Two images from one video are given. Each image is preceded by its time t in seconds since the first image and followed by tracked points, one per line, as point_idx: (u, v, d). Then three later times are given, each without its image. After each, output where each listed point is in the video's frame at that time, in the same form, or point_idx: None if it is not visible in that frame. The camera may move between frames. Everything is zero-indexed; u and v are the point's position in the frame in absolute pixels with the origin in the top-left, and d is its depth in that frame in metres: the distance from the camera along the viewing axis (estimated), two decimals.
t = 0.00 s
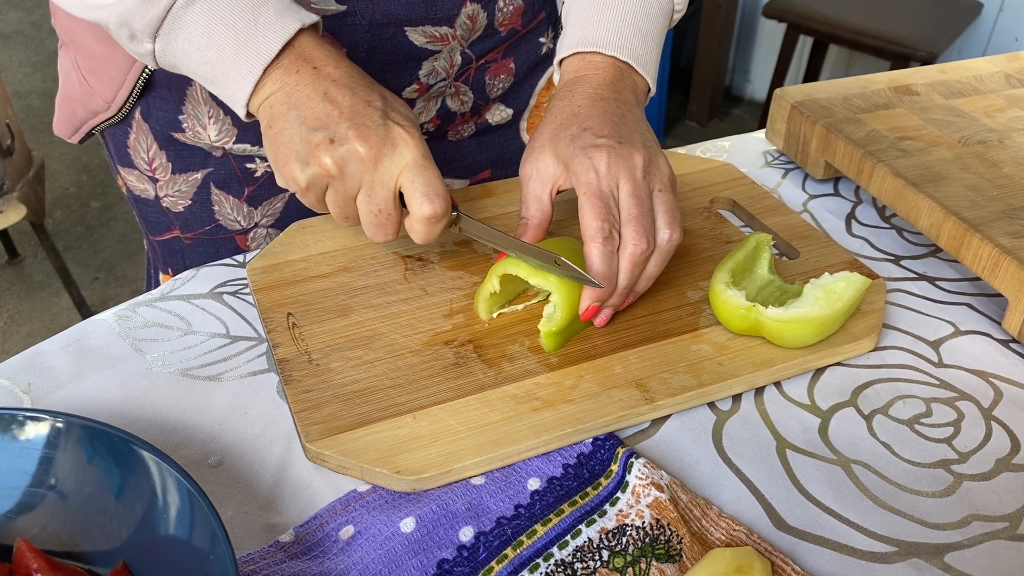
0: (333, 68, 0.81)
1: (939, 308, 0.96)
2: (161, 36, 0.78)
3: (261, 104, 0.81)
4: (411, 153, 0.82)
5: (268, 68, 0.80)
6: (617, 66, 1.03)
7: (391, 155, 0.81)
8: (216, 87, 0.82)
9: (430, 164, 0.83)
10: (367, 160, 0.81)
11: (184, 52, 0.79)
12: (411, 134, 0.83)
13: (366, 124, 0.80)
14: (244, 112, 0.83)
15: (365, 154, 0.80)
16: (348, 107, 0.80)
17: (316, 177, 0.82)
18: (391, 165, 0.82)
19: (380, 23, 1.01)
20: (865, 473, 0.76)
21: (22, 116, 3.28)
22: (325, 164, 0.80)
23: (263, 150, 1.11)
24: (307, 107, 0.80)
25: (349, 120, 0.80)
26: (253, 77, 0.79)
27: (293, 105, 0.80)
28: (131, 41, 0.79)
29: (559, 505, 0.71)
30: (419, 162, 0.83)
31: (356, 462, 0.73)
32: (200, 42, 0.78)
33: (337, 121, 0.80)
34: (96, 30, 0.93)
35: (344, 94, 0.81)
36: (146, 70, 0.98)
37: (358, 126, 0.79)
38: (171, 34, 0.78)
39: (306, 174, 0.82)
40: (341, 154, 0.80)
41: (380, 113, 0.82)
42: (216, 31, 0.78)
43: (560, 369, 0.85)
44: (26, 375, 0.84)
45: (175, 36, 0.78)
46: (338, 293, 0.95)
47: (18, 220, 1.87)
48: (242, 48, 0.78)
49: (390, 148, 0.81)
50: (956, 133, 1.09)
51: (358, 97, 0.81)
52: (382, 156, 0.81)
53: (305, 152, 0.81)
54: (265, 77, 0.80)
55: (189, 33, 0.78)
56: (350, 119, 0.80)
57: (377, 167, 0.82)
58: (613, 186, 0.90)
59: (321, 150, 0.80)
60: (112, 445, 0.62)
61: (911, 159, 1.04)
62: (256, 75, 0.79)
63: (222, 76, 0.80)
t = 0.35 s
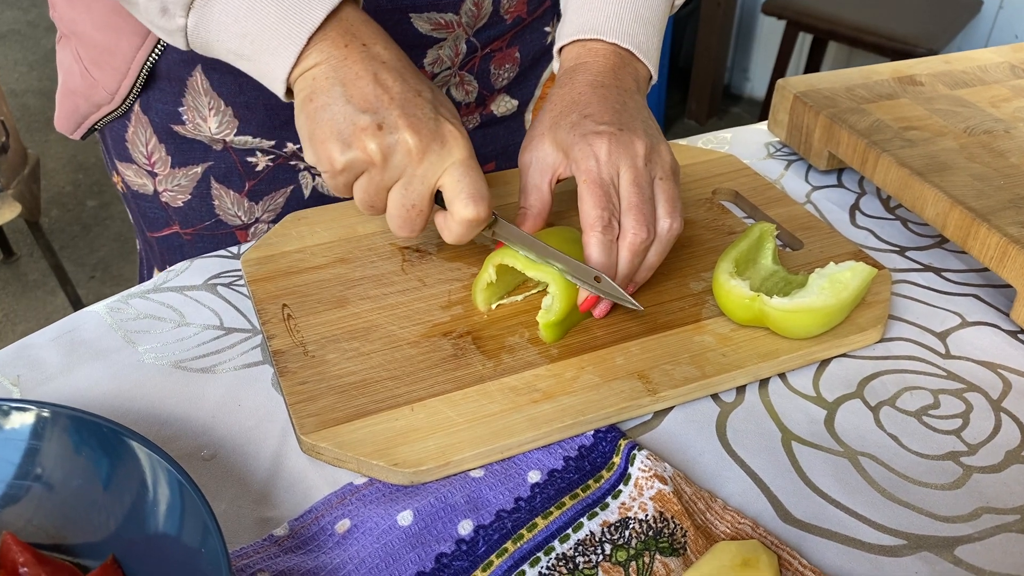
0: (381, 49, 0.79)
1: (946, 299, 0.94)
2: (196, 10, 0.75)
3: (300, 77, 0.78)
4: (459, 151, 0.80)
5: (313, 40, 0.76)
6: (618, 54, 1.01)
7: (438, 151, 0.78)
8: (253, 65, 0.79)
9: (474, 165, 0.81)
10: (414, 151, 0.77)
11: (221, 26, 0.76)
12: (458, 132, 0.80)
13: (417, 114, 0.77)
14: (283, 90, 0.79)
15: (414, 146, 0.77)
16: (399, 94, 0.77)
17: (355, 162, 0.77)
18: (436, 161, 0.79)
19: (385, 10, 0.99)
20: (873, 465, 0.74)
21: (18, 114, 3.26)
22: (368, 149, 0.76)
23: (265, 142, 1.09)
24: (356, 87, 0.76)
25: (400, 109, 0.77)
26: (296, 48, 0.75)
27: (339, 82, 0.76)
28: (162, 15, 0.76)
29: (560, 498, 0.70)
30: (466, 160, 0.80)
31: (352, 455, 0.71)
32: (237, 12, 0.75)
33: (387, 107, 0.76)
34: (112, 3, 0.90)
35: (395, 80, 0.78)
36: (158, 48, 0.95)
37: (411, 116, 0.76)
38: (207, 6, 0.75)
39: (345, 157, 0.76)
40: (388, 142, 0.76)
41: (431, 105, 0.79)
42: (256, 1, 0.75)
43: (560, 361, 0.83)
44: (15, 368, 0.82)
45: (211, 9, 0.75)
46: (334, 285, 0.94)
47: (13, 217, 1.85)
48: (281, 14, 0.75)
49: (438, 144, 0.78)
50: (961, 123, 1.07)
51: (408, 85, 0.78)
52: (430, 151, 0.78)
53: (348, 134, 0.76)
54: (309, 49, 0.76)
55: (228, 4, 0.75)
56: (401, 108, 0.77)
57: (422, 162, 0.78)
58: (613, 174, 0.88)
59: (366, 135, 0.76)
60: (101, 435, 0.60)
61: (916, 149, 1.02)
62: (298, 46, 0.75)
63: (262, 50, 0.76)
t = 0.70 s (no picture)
0: (372, 21, 0.77)
1: (953, 287, 0.93)
2: None
3: (289, 47, 0.76)
4: (449, 127, 0.78)
5: (302, 9, 0.74)
6: (621, 43, 0.99)
7: (429, 129, 0.77)
8: (241, 36, 0.77)
9: (464, 143, 0.79)
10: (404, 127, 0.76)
11: None
12: (450, 109, 0.79)
13: (406, 89, 0.76)
14: (272, 62, 0.77)
15: (404, 123, 0.75)
16: (390, 69, 0.75)
17: (344, 138, 0.76)
18: (426, 139, 0.77)
19: None
20: (882, 453, 0.73)
21: (13, 113, 3.25)
22: (356, 124, 0.74)
23: (268, 135, 1.07)
24: (346, 59, 0.74)
25: (391, 83, 0.75)
26: (284, 19, 0.74)
27: (330, 53, 0.74)
28: None
29: (565, 487, 0.69)
30: (456, 138, 0.78)
31: (353, 444, 0.70)
32: None
33: (377, 80, 0.74)
34: None
35: (386, 54, 0.76)
36: (161, 31, 0.93)
37: (402, 92, 0.75)
38: None
39: (334, 131, 0.75)
40: (379, 118, 0.75)
41: (423, 81, 0.77)
42: None
43: (563, 350, 0.82)
44: (10, 358, 0.81)
45: None
46: (333, 275, 0.92)
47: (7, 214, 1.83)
48: None
49: (429, 121, 0.77)
50: (967, 112, 1.06)
51: (399, 60, 0.77)
52: (420, 128, 0.76)
53: (338, 107, 0.74)
54: (298, 19, 0.74)
55: None
56: (392, 83, 0.75)
57: (412, 139, 0.77)
58: (617, 162, 0.87)
59: (356, 109, 0.74)
60: (97, 424, 0.59)
61: (921, 138, 1.01)
62: (287, 16, 0.73)
63: (248, 22, 0.75)
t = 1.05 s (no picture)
0: (365, 22, 0.77)
1: (957, 286, 0.93)
2: None
3: (282, 50, 0.76)
4: (444, 130, 0.77)
5: (294, 10, 0.74)
6: (624, 44, 0.99)
7: (424, 130, 0.76)
8: (233, 35, 0.77)
9: (460, 146, 0.79)
10: (396, 129, 0.75)
11: None
12: (445, 111, 0.78)
13: (399, 92, 0.75)
14: (264, 64, 0.77)
15: (399, 125, 0.75)
16: (383, 71, 0.76)
17: (339, 140, 0.76)
18: (422, 140, 0.77)
19: None
20: (889, 451, 0.73)
21: (10, 116, 3.24)
22: (351, 126, 0.74)
23: (274, 137, 1.07)
24: (339, 62, 0.74)
25: (384, 86, 0.75)
26: (277, 19, 0.74)
27: (323, 56, 0.74)
28: None
29: (572, 486, 0.68)
30: (451, 140, 0.78)
31: (360, 444, 0.70)
32: None
33: (371, 83, 0.74)
34: None
35: (380, 56, 0.76)
36: (165, 33, 0.93)
37: (395, 93, 0.74)
38: None
39: (329, 134, 0.75)
40: (373, 120, 0.75)
41: (417, 82, 0.77)
42: None
43: (569, 349, 0.82)
44: (13, 359, 0.80)
45: None
46: (338, 274, 0.92)
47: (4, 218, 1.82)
48: None
49: (424, 123, 0.76)
50: (969, 111, 1.06)
51: (393, 61, 0.77)
52: (415, 129, 0.76)
53: (333, 110, 0.74)
54: (291, 20, 0.74)
55: None
56: (386, 84, 0.75)
57: (407, 140, 0.76)
58: (621, 160, 0.87)
59: (351, 112, 0.74)
60: (105, 425, 0.58)
61: (924, 137, 1.02)
62: (279, 16, 0.73)
63: (240, 23, 0.75)
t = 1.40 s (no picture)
0: (380, 90, 0.81)
1: (957, 282, 0.95)
2: (201, 34, 0.74)
3: (300, 115, 0.79)
4: (452, 193, 0.85)
5: (315, 79, 0.77)
6: (627, 48, 1.00)
7: (436, 193, 0.84)
8: (252, 93, 0.78)
9: (467, 209, 0.86)
10: (411, 193, 0.82)
11: (224, 54, 0.75)
12: (455, 174, 0.86)
13: (413, 158, 0.82)
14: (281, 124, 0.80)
15: (413, 189, 0.82)
16: (398, 137, 0.81)
17: (356, 203, 0.82)
18: (434, 202, 0.84)
19: None
20: (894, 444, 0.74)
21: (8, 120, 3.24)
22: (368, 190, 0.81)
23: (277, 137, 1.07)
24: (356, 129, 0.79)
25: (399, 152, 0.81)
26: (298, 87, 0.76)
27: (342, 122, 0.79)
28: (165, 37, 0.74)
29: (581, 479, 0.69)
30: (460, 204, 0.85)
31: (370, 438, 0.71)
32: (245, 44, 0.74)
33: (387, 148, 0.80)
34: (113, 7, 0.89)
35: (394, 122, 0.81)
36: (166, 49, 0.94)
37: (410, 159, 0.81)
38: (214, 33, 0.74)
39: (347, 198, 0.81)
40: (389, 184, 0.81)
41: (428, 147, 0.84)
42: (264, 36, 0.74)
43: (576, 345, 0.83)
44: (23, 355, 0.81)
45: (216, 36, 0.74)
46: (345, 272, 0.93)
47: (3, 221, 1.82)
48: (291, 52, 0.75)
49: (436, 187, 0.83)
50: (968, 110, 1.08)
51: (407, 128, 0.83)
52: (429, 193, 0.83)
53: (351, 175, 0.80)
54: (311, 88, 0.77)
55: (231, 34, 0.74)
56: (400, 151, 0.81)
57: (421, 202, 0.83)
58: (625, 157, 0.88)
59: (368, 177, 0.80)
60: (123, 419, 0.59)
61: (925, 135, 1.03)
62: (303, 85, 0.76)
63: (264, 83, 0.76)
